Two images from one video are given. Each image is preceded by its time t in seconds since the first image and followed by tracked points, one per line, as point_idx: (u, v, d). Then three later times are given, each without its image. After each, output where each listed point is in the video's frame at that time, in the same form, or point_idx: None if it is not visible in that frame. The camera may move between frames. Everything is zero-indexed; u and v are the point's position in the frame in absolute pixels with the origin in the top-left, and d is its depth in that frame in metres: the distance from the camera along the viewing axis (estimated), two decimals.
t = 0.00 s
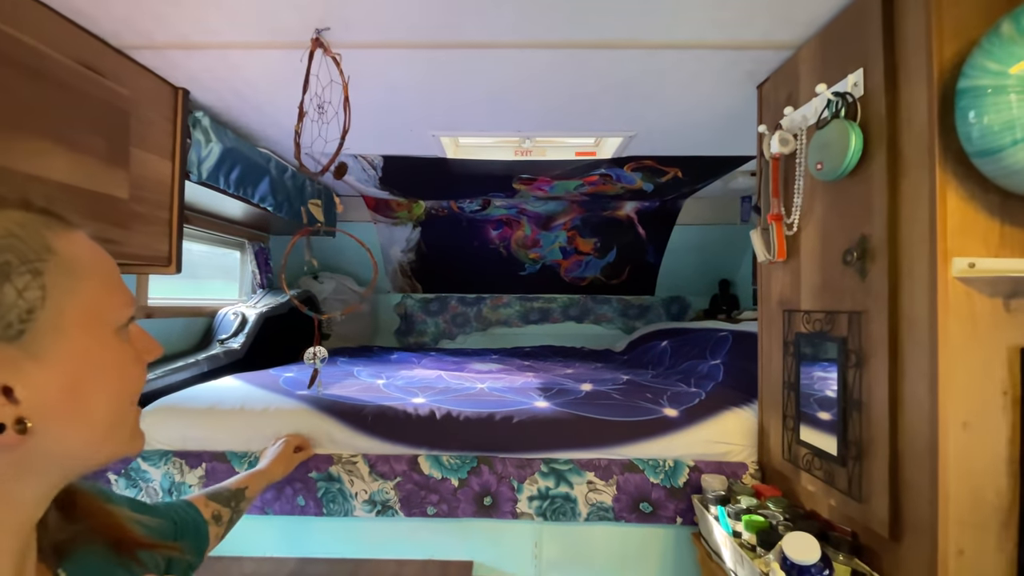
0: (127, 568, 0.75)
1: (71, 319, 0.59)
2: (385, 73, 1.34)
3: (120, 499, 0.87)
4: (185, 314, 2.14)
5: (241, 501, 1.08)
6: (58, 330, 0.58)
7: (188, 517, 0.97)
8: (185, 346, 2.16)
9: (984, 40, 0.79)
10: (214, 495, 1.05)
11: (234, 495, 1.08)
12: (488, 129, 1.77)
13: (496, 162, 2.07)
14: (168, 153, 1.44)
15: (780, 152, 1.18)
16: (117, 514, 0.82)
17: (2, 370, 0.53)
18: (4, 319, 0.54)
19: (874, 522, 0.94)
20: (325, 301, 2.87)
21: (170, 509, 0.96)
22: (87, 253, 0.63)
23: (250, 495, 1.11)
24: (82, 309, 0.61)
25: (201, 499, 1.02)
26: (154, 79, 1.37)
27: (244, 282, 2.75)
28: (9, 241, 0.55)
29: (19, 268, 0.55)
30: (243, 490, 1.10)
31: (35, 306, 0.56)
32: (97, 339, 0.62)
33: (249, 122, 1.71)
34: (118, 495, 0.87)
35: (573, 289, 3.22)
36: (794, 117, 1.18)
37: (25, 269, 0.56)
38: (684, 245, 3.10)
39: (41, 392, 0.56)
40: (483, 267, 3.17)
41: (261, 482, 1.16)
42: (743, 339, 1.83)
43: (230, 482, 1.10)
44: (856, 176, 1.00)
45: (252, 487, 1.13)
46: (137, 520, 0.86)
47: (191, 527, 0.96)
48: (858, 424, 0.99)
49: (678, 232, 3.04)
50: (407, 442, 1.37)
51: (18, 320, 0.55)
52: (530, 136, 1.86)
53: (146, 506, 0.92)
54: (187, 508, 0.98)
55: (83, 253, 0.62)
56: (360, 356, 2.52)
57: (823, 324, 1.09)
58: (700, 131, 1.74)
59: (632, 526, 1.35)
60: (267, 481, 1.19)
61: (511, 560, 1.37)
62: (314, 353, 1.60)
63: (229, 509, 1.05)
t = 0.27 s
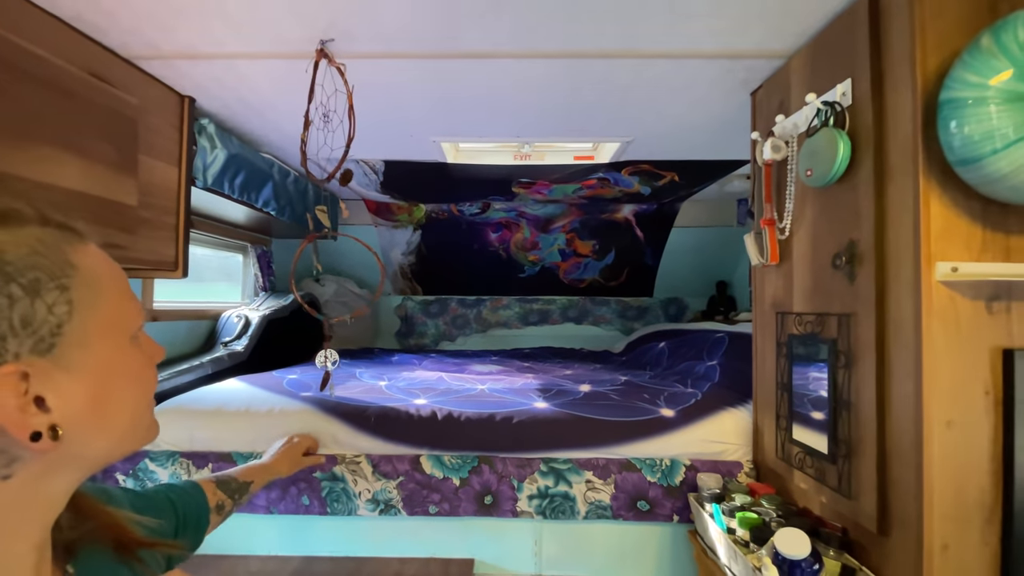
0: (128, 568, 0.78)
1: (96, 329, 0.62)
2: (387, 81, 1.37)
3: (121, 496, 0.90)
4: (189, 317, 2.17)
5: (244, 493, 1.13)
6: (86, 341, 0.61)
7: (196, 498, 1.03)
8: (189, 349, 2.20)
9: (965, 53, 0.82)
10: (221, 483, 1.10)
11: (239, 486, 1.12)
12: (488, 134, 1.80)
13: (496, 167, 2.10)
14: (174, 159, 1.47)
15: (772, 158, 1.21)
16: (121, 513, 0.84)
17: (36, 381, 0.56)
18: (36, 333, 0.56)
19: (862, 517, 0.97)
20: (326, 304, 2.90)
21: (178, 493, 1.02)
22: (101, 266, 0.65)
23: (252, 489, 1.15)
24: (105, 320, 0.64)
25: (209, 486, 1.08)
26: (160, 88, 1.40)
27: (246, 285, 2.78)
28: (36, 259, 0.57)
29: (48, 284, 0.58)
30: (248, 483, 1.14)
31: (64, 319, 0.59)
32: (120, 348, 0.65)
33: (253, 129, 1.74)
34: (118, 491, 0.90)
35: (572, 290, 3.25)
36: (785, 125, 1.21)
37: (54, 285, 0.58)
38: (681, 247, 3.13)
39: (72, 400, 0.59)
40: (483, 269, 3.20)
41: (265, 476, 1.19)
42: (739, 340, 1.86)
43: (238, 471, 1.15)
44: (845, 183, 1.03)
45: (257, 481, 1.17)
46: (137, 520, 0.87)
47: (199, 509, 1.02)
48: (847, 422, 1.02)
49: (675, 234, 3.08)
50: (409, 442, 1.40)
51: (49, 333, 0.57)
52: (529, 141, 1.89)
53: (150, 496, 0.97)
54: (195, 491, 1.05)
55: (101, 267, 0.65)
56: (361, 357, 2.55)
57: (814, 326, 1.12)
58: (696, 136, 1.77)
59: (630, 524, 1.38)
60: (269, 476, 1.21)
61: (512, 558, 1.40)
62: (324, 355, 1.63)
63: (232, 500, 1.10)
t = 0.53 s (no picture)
0: (136, 565, 0.80)
1: (115, 340, 0.64)
2: (388, 90, 1.40)
3: (123, 494, 0.91)
4: (192, 321, 2.19)
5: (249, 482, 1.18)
6: (106, 351, 0.63)
7: (203, 487, 1.07)
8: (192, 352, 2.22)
9: (948, 67, 0.85)
10: (231, 473, 1.15)
11: (247, 476, 1.17)
12: (487, 141, 1.83)
13: (495, 172, 2.13)
14: (179, 166, 1.50)
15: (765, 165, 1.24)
16: (123, 512, 0.86)
17: (60, 387, 0.58)
18: (63, 342, 0.59)
19: (852, 516, 1.00)
20: (327, 307, 2.92)
21: (187, 483, 1.05)
22: (119, 282, 0.67)
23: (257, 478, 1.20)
24: (123, 331, 0.66)
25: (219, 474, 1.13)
26: (166, 97, 1.43)
27: (248, 288, 2.80)
28: (65, 274, 0.60)
29: (76, 297, 0.60)
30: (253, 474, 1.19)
31: (88, 329, 0.61)
32: (135, 359, 0.67)
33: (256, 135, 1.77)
34: (122, 487, 0.92)
35: (571, 293, 3.28)
36: (778, 133, 1.24)
37: (81, 297, 0.61)
38: (679, 250, 3.16)
39: (90, 407, 0.61)
40: (482, 272, 3.23)
41: (269, 466, 1.25)
42: (735, 342, 1.89)
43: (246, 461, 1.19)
44: (834, 190, 1.06)
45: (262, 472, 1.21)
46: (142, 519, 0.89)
47: (205, 499, 1.06)
48: (838, 423, 1.05)
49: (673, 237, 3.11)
50: (410, 444, 1.43)
51: (74, 342, 0.60)
52: (527, 147, 1.92)
53: (159, 490, 0.99)
54: (204, 478, 1.09)
55: (119, 281, 0.67)
56: (362, 360, 2.57)
57: (805, 329, 1.15)
58: (691, 142, 1.80)
59: (628, 523, 1.41)
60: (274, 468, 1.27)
61: (511, 558, 1.42)
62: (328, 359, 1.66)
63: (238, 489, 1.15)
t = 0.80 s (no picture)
0: (148, 560, 0.82)
1: (133, 342, 0.67)
2: (390, 97, 1.43)
3: (132, 491, 0.94)
4: (196, 324, 2.22)
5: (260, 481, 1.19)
6: (124, 353, 0.65)
7: (215, 484, 1.11)
8: (197, 354, 2.25)
9: (933, 75, 0.88)
10: (243, 471, 1.17)
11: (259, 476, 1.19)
12: (488, 145, 1.86)
13: (495, 176, 2.16)
14: (185, 172, 1.53)
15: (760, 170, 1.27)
16: (129, 509, 0.87)
17: (82, 386, 0.61)
18: (85, 343, 0.62)
19: (844, 512, 1.02)
20: (330, 310, 2.95)
21: (198, 481, 1.09)
22: (137, 289, 0.70)
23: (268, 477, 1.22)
24: (141, 333, 0.68)
25: (231, 473, 1.15)
26: (173, 104, 1.47)
27: (251, 291, 2.84)
28: (87, 280, 0.63)
29: (97, 300, 0.63)
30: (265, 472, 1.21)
31: (108, 331, 0.64)
32: (151, 361, 0.69)
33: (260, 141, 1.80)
34: (132, 485, 0.96)
35: (572, 295, 3.31)
36: (771, 138, 1.27)
37: (101, 301, 0.64)
38: (678, 252, 3.19)
39: (109, 406, 0.63)
40: (483, 274, 3.26)
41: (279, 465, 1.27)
42: (732, 343, 1.91)
43: (256, 461, 1.21)
44: (826, 195, 1.09)
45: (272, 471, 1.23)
46: (149, 513, 0.92)
47: (219, 497, 1.10)
48: (830, 422, 1.07)
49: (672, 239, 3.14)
50: (412, 443, 1.45)
51: (95, 344, 0.63)
52: (527, 152, 1.95)
53: (170, 487, 1.04)
54: (216, 476, 1.13)
55: (137, 286, 0.70)
56: (365, 362, 2.60)
57: (799, 330, 1.17)
58: (688, 146, 1.83)
59: (627, 521, 1.44)
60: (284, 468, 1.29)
61: (512, 556, 1.45)
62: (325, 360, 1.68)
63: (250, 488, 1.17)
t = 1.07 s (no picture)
0: (162, 555, 0.85)
1: (156, 344, 0.68)
2: (392, 103, 1.46)
3: (145, 493, 0.99)
4: (200, 326, 2.25)
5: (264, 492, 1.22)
6: (148, 354, 0.67)
7: (219, 493, 1.13)
8: (200, 356, 2.28)
9: (921, 83, 0.90)
10: (244, 481, 1.20)
11: (261, 485, 1.22)
12: (488, 150, 1.88)
13: (495, 179, 2.19)
14: (191, 177, 1.56)
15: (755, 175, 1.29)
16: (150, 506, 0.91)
17: (109, 386, 0.63)
18: (112, 345, 0.63)
19: (837, 510, 1.05)
20: (332, 311, 2.98)
21: (205, 491, 1.12)
22: (160, 294, 0.72)
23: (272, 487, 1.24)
24: (164, 336, 0.70)
25: (233, 483, 1.18)
26: (179, 110, 1.49)
27: (254, 293, 2.86)
28: (114, 285, 0.65)
29: (123, 304, 0.65)
30: (267, 483, 1.23)
31: (133, 334, 0.66)
32: (172, 361, 0.71)
33: (263, 145, 1.82)
34: (145, 489, 1.02)
35: (572, 296, 3.33)
36: (766, 144, 1.29)
37: (128, 305, 0.66)
38: (677, 254, 3.22)
39: (134, 405, 0.65)
40: (484, 276, 3.28)
41: (281, 476, 1.30)
42: (730, 344, 1.93)
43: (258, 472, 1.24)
44: (818, 199, 1.11)
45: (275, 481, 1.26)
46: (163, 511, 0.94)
47: (223, 503, 1.13)
48: (824, 422, 1.09)
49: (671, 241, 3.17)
50: (414, 444, 1.48)
51: (121, 346, 0.64)
52: (527, 156, 1.97)
53: (177, 493, 1.07)
54: (219, 486, 1.15)
55: (160, 291, 0.72)
56: (366, 363, 2.62)
57: (794, 332, 1.20)
58: (686, 150, 1.86)
59: (625, 520, 1.46)
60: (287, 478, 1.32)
61: (512, 554, 1.47)
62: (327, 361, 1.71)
63: (254, 497, 1.19)
